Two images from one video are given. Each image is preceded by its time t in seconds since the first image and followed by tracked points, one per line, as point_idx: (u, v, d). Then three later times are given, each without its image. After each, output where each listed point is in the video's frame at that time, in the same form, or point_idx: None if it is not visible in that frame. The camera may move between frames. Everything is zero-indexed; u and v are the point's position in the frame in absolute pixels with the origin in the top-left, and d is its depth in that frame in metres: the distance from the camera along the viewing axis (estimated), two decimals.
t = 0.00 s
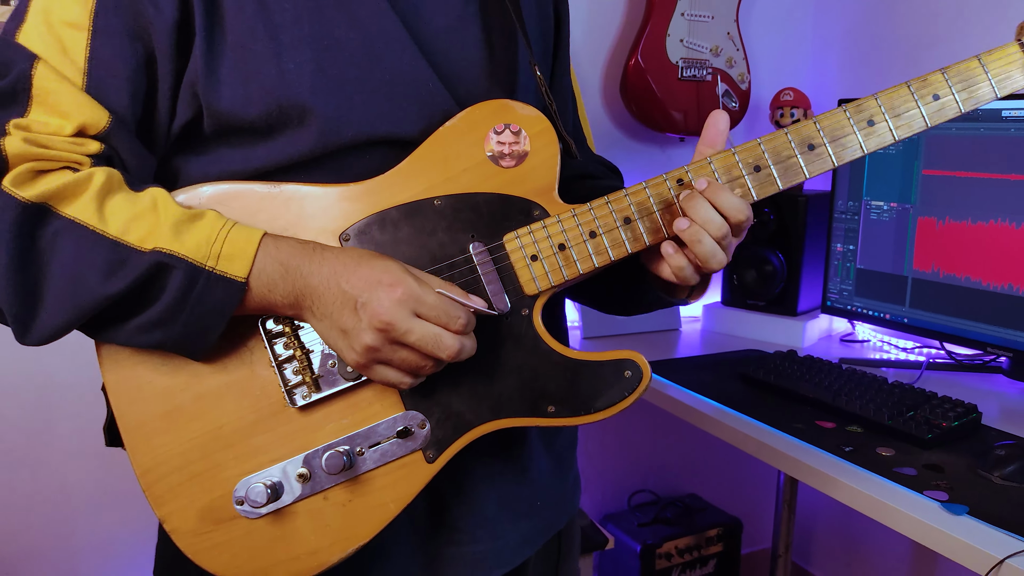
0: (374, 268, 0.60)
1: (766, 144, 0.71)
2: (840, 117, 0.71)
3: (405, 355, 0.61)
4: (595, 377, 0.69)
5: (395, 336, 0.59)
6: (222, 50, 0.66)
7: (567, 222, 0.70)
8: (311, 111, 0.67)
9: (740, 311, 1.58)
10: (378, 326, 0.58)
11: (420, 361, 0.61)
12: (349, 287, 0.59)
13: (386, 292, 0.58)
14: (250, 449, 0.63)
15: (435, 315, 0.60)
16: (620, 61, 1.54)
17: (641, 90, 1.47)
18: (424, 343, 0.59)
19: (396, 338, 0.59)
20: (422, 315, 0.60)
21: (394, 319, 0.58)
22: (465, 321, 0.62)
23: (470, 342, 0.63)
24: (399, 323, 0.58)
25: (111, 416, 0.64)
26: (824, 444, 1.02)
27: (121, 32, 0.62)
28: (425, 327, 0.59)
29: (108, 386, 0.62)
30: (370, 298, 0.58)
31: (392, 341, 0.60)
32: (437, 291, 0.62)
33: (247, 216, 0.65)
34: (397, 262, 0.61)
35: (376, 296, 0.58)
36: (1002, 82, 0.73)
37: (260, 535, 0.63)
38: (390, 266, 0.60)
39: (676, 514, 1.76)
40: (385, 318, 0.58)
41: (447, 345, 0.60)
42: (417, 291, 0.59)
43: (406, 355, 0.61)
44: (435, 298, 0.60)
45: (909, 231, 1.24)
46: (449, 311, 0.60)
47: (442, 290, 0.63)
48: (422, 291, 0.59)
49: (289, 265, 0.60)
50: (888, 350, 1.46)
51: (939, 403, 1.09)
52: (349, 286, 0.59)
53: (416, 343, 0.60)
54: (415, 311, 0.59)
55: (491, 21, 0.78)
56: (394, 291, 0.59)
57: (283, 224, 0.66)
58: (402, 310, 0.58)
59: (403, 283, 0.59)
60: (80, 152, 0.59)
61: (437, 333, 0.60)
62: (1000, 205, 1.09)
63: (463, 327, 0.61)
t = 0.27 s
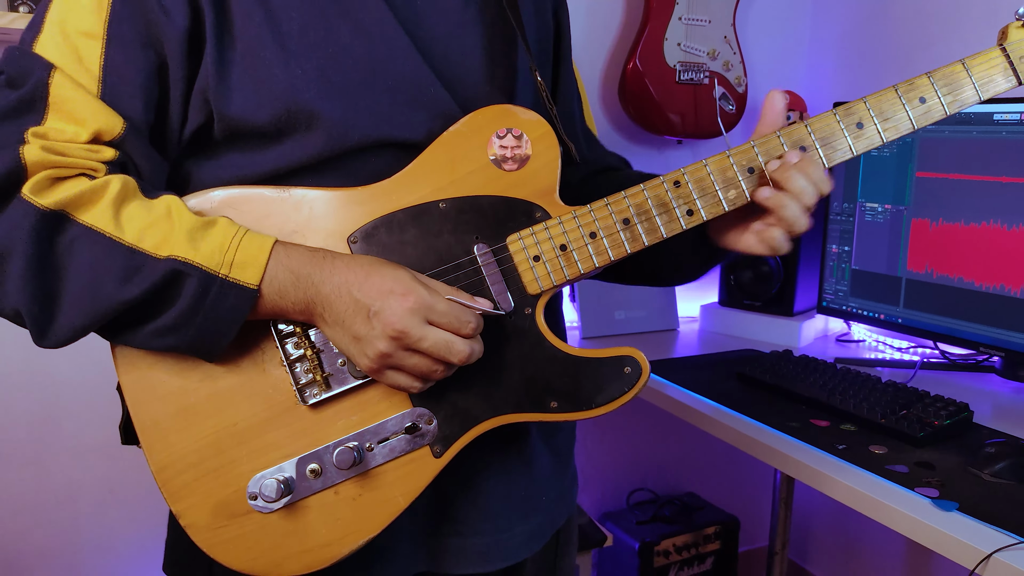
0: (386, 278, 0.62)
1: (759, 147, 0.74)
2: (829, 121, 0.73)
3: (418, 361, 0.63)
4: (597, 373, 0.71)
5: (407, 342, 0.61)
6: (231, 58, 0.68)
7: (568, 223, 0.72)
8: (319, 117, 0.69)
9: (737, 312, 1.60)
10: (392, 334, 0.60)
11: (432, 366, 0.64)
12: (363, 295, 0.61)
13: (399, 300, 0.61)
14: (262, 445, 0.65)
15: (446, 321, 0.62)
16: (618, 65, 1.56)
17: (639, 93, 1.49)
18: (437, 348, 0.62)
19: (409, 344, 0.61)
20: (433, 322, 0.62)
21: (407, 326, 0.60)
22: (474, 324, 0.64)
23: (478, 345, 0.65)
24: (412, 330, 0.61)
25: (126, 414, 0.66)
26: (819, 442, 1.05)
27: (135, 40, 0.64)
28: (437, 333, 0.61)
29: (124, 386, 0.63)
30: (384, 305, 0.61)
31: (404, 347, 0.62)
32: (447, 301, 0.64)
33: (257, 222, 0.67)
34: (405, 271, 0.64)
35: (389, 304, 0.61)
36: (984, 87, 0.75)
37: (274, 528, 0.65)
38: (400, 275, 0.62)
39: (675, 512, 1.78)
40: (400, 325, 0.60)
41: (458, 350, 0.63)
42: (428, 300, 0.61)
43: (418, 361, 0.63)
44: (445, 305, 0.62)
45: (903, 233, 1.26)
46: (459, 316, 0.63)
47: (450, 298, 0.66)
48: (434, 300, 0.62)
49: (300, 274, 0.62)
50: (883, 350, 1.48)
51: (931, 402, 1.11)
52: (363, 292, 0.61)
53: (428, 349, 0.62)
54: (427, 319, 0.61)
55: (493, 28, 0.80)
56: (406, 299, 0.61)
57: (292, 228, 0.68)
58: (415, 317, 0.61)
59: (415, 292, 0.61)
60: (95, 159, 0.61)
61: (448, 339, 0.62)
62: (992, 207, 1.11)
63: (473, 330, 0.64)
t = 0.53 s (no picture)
0: (393, 280, 0.62)
1: (759, 143, 0.74)
2: (830, 116, 0.74)
3: (418, 363, 0.64)
4: (599, 368, 0.72)
5: (411, 344, 0.62)
6: (235, 57, 0.69)
7: (569, 219, 0.73)
8: (321, 115, 0.69)
9: (736, 310, 1.61)
10: (396, 335, 0.61)
11: (430, 371, 0.64)
12: (369, 295, 0.62)
13: (404, 302, 0.61)
14: (268, 441, 0.66)
15: (450, 325, 0.63)
16: (617, 65, 1.57)
17: (638, 93, 1.50)
18: (439, 352, 0.63)
19: (412, 346, 0.62)
20: (438, 325, 0.63)
21: (413, 328, 0.61)
22: (478, 329, 0.65)
23: (478, 351, 0.66)
24: (416, 332, 0.61)
25: (132, 412, 0.67)
26: (816, 439, 1.05)
27: (141, 40, 0.65)
28: (441, 336, 0.62)
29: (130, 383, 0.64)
30: (389, 306, 0.61)
31: (407, 349, 0.63)
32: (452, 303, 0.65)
33: (260, 220, 0.68)
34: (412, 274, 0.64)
35: (394, 305, 0.61)
36: (983, 81, 0.76)
37: (280, 524, 0.65)
38: (408, 278, 0.63)
39: (675, 510, 1.79)
40: (403, 326, 0.61)
41: (461, 353, 0.64)
42: (434, 303, 0.62)
43: (418, 363, 0.64)
44: (451, 309, 0.63)
45: (902, 232, 1.27)
46: (464, 321, 0.64)
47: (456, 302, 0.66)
48: (439, 303, 0.62)
49: (307, 269, 0.63)
50: (882, 348, 1.49)
51: (929, 399, 1.12)
52: (368, 292, 0.62)
53: (430, 351, 0.63)
54: (432, 322, 0.62)
55: (493, 27, 0.81)
56: (412, 301, 0.61)
57: (295, 225, 0.68)
58: (420, 319, 0.61)
59: (422, 295, 0.62)
60: (104, 157, 0.62)
61: (451, 342, 0.63)
62: (989, 205, 1.12)
63: (476, 336, 0.65)
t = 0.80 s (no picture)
0: (387, 276, 0.62)
1: (762, 138, 0.74)
2: (833, 112, 0.73)
3: (427, 356, 0.63)
4: (603, 367, 0.71)
5: (416, 339, 0.61)
6: (234, 53, 0.68)
7: (572, 216, 0.72)
8: (321, 111, 0.68)
9: (736, 309, 1.60)
10: (399, 332, 0.60)
11: (441, 362, 0.64)
12: (365, 295, 0.61)
13: (401, 298, 0.60)
14: (268, 442, 0.65)
15: (450, 315, 0.62)
16: (617, 63, 1.56)
17: (638, 91, 1.49)
18: (446, 341, 0.62)
19: (417, 340, 0.62)
20: (438, 317, 0.62)
21: (413, 324, 0.60)
22: (480, 314, 0.65)
23: (485, 333, 0.66)
24: (417, 328, 0.61)
25: (129, 413, 0.66)
26: (818, 438, 1.05)
27: (137, 35, 0.64)
28: (443, 327, 0.62)
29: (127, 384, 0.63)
30: (387, 304, 0.60)
31: (413, 344, 0.62)
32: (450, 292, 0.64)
33: (257, 219, 0.67)
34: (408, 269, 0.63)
35: (392, 303, 0.60)
36: (986, 75, 0.75)
37: (280, 526, 0.65)
38: (402, 273, 0.62)
39: (675, 510, 1.78)
40: (404, 323, 0.60)
41: (466, 339, 0.63)
42: (433, 295, 0.61)
43: (426, 357, 0.63)
44: (450, 297, 0.62)
45: (902, 230, 1.26)
46: (464, 308, 0.63)
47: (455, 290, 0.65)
48: (437, 294, 0.62)
49: (301, 275, 0.62)
50: (883, 347, 1.48)
51: (931, 398, 1.11)
52: (364, 293, 0.61)
53: (437, 342, 0.62)
54: (432, 314, 0.61)
55: (494, 23, 0.80)
56: (410, 296, 0.61)
57: (293, 224, 0.68)
58: (419, 314, 0.61)
59: (418, 290, 0.61)
60: (97, 155, 0.61)
61: (454, 331, 0.62)
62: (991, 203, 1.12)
63: (479, 319, 0.65)
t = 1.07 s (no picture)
0: (388, 275, 0.60)
1: (776, 135, 0.72)
2: (849, 108, 0.71)
3: (422, 360, 0.61)
4: (610, 370, 0.69)
5: (411, 341, 0.59)
6: (230, 44, 0.66)
7: (579, 215, 0.70)
8: (320, 105, 0.66)
9: (740, 310, 1.58)
10: (395, 332, 0.58)
11: (437, 367, 0.61)
12: (363, 293, 0.59)
13: (401, 298, 0.59)
14: (264, 447, 0.63)
15: (450, 319, 0.60)
16: (620, 61, 1.54)
17: (642, 88, 1.47)
18: (442, 347, 0.59)
19: (412, 343, 0.59)
20: (437, 319, 0.60)
21: (410, 324, 0.58)
22: (481, 323, 0.63)
23: (485, 344, 0.63)
24: (415, 328, 0.58)
25: (121, 417, 0.64)
26: (826, 440, 1.03)
27: (129, 25, 0.62)
28: (442, 331, 0.59)
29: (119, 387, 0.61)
30: (385, 303, 0.59)
31: (408, 347, 0.60)
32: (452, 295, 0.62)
33: (256, 215, 0.65)
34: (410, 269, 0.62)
35: (391, 302, 0.58)
36: (1006, 71, 0.73)
37: (276, 534, 0.62)
38: (404, 273, 0.60)
39: (677, 512, 1.76)
40: (402, 323, 0.58)
41: (465, 347, 0.61)
42: (433, 296, 0.59)
43: (422, 361, 0.61)
44: (450, 301, 0.60)
45: (910, 229, 1.24)
46: (465, 313, 0.61)
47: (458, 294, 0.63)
48: (437, 296, 0.60)
49: (300, 270, 0.60)
50: (889, 348, 1.46)
51: (940, 400, 1.09)
52: (362, 290, 0.59)
53: (433, 347, 0.60)
54: (431, 316, 0.59)
55: (498, 15, 0.78)
56: (410, 297, 0.59)
57: (292, 220, 0.66)
58: (418, 314, 0.58)
59: (418, 289, 0.59)
60: (88, 148, 0.59)
61: (453, 336, 0.60)
62: (1001, 202, 1.09)
63: (480, 329, 0.62)
